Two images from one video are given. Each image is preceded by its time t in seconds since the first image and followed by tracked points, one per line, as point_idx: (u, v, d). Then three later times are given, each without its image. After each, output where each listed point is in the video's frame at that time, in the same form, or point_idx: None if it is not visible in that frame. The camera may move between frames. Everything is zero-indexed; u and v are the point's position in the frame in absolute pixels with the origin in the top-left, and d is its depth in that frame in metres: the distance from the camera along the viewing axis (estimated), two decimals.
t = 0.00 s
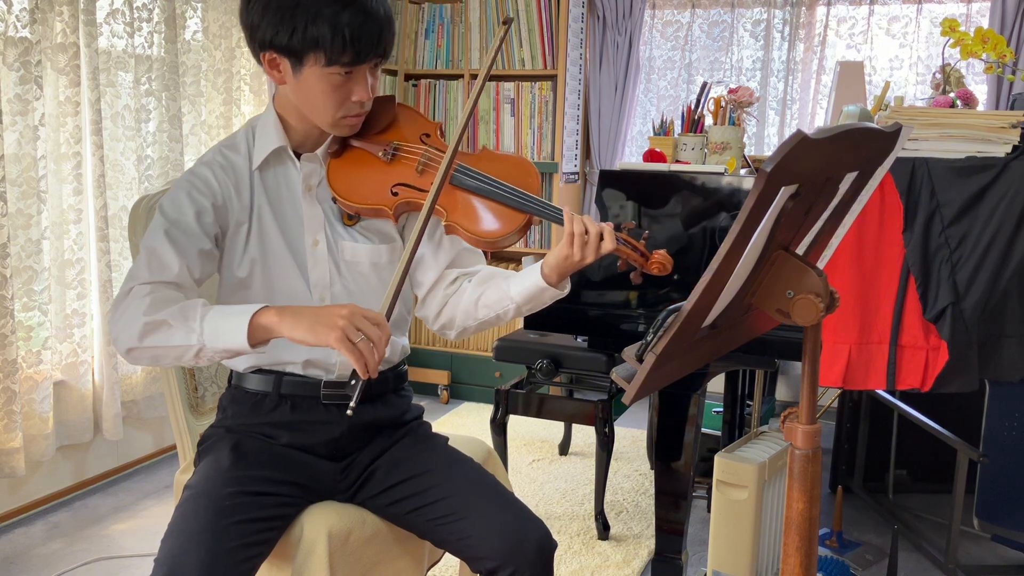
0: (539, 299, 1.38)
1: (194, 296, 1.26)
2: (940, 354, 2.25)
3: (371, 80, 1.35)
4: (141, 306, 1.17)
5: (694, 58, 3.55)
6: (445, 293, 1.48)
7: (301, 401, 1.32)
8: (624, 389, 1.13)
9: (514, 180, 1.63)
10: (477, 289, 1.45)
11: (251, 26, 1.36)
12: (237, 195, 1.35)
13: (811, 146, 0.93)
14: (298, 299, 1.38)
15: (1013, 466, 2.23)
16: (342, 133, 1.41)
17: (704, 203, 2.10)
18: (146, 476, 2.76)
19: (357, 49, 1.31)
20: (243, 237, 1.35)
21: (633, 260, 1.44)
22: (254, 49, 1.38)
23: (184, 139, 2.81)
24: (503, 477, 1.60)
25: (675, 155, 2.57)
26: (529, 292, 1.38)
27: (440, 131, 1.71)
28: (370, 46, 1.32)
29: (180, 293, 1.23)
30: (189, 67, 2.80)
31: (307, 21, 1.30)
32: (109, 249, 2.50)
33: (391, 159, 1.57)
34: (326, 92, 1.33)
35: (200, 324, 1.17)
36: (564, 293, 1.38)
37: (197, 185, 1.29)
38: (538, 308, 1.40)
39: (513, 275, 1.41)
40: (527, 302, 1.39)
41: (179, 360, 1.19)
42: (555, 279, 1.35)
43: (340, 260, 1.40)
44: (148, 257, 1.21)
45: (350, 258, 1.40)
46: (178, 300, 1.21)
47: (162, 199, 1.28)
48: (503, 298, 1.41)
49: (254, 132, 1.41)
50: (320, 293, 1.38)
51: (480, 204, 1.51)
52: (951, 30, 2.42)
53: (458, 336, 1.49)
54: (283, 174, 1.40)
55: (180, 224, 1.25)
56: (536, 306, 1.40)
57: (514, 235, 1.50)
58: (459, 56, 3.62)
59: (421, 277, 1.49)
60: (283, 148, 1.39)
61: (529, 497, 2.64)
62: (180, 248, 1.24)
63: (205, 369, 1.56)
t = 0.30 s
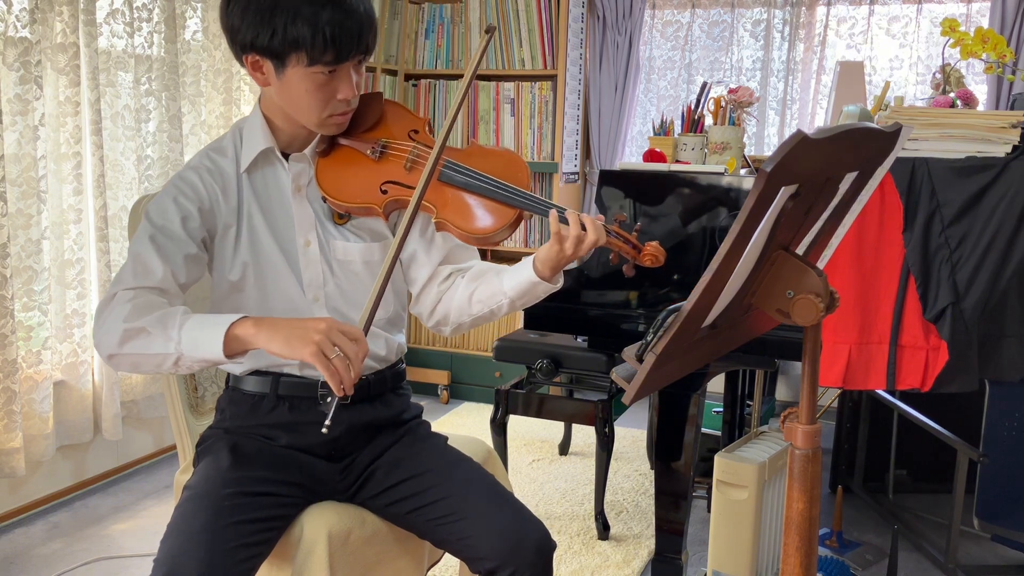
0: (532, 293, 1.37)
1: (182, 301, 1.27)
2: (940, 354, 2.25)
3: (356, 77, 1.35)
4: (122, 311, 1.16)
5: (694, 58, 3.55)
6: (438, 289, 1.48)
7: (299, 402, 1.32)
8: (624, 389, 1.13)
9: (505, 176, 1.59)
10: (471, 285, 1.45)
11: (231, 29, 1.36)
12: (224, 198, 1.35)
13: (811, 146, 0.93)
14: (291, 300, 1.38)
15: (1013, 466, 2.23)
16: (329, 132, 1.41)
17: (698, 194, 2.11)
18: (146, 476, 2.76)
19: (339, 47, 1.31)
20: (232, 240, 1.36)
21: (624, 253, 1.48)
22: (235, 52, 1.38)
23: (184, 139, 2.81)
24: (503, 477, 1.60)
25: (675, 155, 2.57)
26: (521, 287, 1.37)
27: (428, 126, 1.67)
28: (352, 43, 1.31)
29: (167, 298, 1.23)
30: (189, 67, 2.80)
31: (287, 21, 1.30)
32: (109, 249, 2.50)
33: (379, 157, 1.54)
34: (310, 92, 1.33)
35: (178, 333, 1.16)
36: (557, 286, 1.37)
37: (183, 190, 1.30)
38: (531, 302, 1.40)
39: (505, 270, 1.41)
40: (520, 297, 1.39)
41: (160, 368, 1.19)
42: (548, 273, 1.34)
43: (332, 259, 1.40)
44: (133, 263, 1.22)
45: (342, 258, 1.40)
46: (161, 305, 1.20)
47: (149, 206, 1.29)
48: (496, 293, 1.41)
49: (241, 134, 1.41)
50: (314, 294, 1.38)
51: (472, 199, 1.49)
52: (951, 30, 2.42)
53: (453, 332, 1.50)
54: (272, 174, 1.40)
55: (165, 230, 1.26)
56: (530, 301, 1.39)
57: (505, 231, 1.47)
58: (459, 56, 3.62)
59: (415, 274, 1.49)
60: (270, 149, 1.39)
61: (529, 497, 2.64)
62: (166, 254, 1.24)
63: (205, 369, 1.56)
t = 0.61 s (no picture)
0: (528, 290, 1.37)
1: (179, 303, 1.27)
2: (940, 354, 2.25)
3: (349, 75, 1.35)
4: (118, 316, 1.16)
5: (694, 58, 3.55)
6: (435, 288, 1.48)
7: (298, 402, 1.32)
8: (624, 389, 1.13)
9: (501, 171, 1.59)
10: (467, 282, 1.45)
11: (224, 30, 1.37)
12: (222, 199, 1.35)
13: (812, 146, 0.93)
14: (289, 300, 1.38)
15: (1013, 466, 2.23)
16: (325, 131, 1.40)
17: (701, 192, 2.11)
18: (146, 476, 2.76)
19: (331, 44, 1.31)
20: (229, 241, 1.36)
21: (623, 247, 1.45)
22: (229, 53, 1.39)
23: (184, 139, 2.81)
24: (503, 477, 1.60)
25: (675, 156, 2.57)
26: (517, 283, 1.36)
27: (425, 124, 1.66)
28: (344, 41, 1.31)
29: (162, 301, 1.23)
30: (189, 67, 2.80)
31: (279, 19, 1.30)
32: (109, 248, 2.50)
33: (376, 155, 1.54)
34: (304, 90, 1.32)
35: (173, 338, 1.16)
36: (553, 283, 1.37)
37: (180, 192, 1.30)
38: (527, 300, 1.39)
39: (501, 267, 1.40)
40: (516, 294, 1.38)
41: (155, 372, 1.19)
42: (543, 269, 1.34)
43: (330, 259, 1.40)
44: (130, 266, 1.22)
45: (340, 257, 1.40)
46: (159, 310, 1.20)
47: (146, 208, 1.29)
48: (492, 290, 1.41)
49: (237, 135, 1.41)
50: (312, 293, 1.38)
51: (469, 196, 1.48)
52: (951, 30, 2.42)
53: (451, 330, 1.49)
54: (269, 174, 1.41)
55: (162, 231, 1.26)
56: (525, 298, 1.38)
57: (502, 227, 1.47)
58: (459, 56, 3.62)
59: (412, 272, 1.50)
60: (266, 148, 1.40)
61: (529, 497, 2.64)
62: (162, 256, 1.24)
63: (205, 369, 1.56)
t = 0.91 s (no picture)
0: (543, 272, 1.37)
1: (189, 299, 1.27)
2: (940, 354, 2.25)
3: (348, 66, 1.35)
4: (130, 307, 1.17)
5: (694, 58, 3.55)
6: (451, 278, 1.48)
7: (301, 402, 1.32)
8: (624, 389, 1.13)
9: (504, 152, 1.59)
10: (481, 270, 1.44)
11: (221, 29, 1.37)
12: (227, 198, 1.36)
13: (812, 146, 0.93)
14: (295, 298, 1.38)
15: (1013, 466, 2.23)
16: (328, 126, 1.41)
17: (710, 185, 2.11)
18: (146, 476, 2.76)
19: (329, 37, 1.31)
20: (236, 240, 1.36)
21: (633, 219, 1.40)
22: (228, 52, 1.39)
23: (184, 139, 2.81)
24: (503, 477, 1.60)
25: (675, 155, 2.57)
26: (530, 265, 1.36)
27: (426, 114, 1.66)
28: (342, 31, 1.31)
29: (174, 295, 1.23)
30: (189, 67, 2.80)
31: (275, 15, 1.30)
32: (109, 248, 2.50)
33: (379, 147, 1.53)
34: (304, 85, 1.33)
35: (187, 323, 1.16)
36: (566, 262, 1.36)
37: (186, 192, 1.30)
38: (543, 281, 1.39)
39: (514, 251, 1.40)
40: (531, 277, 1.38)
41: (172, 359, 1.19)
42: (555, 248, 1.33)
43: (336, 256, 1.40)
44: (139, 263, 1.22)
45: (347, 254, 1.40)
46: (167, 299, 1.20)
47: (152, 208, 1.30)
48: (506, 275, 1.40)
49: (241, 136, 1.42)
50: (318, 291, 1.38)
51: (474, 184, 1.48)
52: (951, 30, 2.42)
53: (469, 321, 1.49)
54: (274, 173, 1.41)
55: (170, 230, 1.26)
56: (542, 279, 1.38)
57: (509, 206, 1.47)
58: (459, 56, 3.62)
59: (427, 266, 1.50)
60: (271, 148, 1.40)
61: (529, 497, 2.64)
62: (172, 252, 1.24)
63: (205, 369, 1.56)
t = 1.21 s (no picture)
0: (543, 285, 1.37)
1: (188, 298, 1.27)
2: (940, 354, 2.25)
3: (360, 72, 1.35)
4: (127, 305, 1.17)
5: (694, 58, 3.55)
6: (451, 284, 1.48)
7: (302, 401, 1.32)
8: (624, 389, 1.13)
9: (511, 164, 1.63)
10: (482, 279, 1.44)
11: (236, 28, 1.37)
12: (231, 196, 1.35)
13: (812, 146, 0.93)
14: (297, 298, 1.38)
15: (1014, 466, 2.23)
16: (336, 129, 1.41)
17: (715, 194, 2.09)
18: (146, 476, 2.76)
19: (344, 42, 1.31)
20: (239, 237, 1.36)
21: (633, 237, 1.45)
22: (241, 51, 1.39)
23: (184, 139, 2.81)
24: (503, 478, 1.60)
25: (675, 155, 2.57)
26: (533, 277, 1.36)
27: (433, 122, 1.71)
28: (356, 37, 1.31)
29: (172, 293, 1.23)
30: (189, 67, 2.80)
31: (291, 17, 1.30)
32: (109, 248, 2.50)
33: (386, 152, 1.56)
34: (315, 87, 1.33)
35: (183, 327, 1.16)
36: (567, 277, 1.37)
37: (191, 188, 1.30)
38: (544, 293, 1.39)
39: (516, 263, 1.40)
40: (532, 289, 1.38)
41: (165, 360, 1.19)
42: (559, 263, 1.34)
43: (339, 257, 1.40)
44: (140, 259, 1.22)
45: (349, 256, 1.40)
46: (166, 300, 1.20)
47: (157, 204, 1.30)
48: (507, 285, 1.40)
49: (248, 134, 1.41)
50: (320, 291, 1.37)
51: (476, 192, 1.51)
52: (951, 30, 2.42)
53: (466, 328, 1.49)
54: (279, 173, 1.41)
55: (171, 228, 1.26)
56: (543, 292, 1.39)
57: (512, 220, 1.51)
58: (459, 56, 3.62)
59: (427, 271, 1.50)
60: (277, 147, 1.40)
61: (529, 497, 2.64)
62: (172, 250, 1.25)
63: (205, 369, 1.56)
